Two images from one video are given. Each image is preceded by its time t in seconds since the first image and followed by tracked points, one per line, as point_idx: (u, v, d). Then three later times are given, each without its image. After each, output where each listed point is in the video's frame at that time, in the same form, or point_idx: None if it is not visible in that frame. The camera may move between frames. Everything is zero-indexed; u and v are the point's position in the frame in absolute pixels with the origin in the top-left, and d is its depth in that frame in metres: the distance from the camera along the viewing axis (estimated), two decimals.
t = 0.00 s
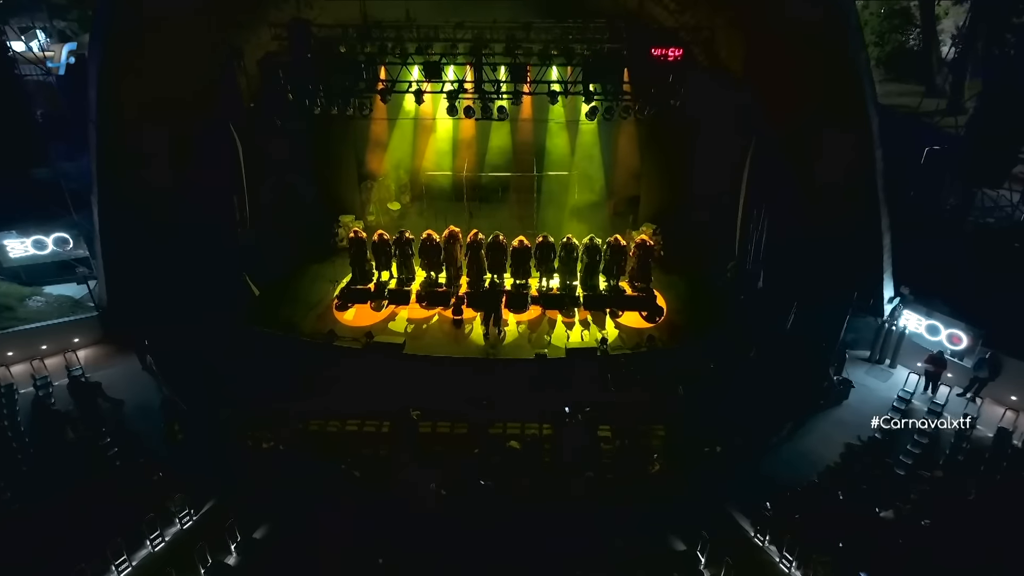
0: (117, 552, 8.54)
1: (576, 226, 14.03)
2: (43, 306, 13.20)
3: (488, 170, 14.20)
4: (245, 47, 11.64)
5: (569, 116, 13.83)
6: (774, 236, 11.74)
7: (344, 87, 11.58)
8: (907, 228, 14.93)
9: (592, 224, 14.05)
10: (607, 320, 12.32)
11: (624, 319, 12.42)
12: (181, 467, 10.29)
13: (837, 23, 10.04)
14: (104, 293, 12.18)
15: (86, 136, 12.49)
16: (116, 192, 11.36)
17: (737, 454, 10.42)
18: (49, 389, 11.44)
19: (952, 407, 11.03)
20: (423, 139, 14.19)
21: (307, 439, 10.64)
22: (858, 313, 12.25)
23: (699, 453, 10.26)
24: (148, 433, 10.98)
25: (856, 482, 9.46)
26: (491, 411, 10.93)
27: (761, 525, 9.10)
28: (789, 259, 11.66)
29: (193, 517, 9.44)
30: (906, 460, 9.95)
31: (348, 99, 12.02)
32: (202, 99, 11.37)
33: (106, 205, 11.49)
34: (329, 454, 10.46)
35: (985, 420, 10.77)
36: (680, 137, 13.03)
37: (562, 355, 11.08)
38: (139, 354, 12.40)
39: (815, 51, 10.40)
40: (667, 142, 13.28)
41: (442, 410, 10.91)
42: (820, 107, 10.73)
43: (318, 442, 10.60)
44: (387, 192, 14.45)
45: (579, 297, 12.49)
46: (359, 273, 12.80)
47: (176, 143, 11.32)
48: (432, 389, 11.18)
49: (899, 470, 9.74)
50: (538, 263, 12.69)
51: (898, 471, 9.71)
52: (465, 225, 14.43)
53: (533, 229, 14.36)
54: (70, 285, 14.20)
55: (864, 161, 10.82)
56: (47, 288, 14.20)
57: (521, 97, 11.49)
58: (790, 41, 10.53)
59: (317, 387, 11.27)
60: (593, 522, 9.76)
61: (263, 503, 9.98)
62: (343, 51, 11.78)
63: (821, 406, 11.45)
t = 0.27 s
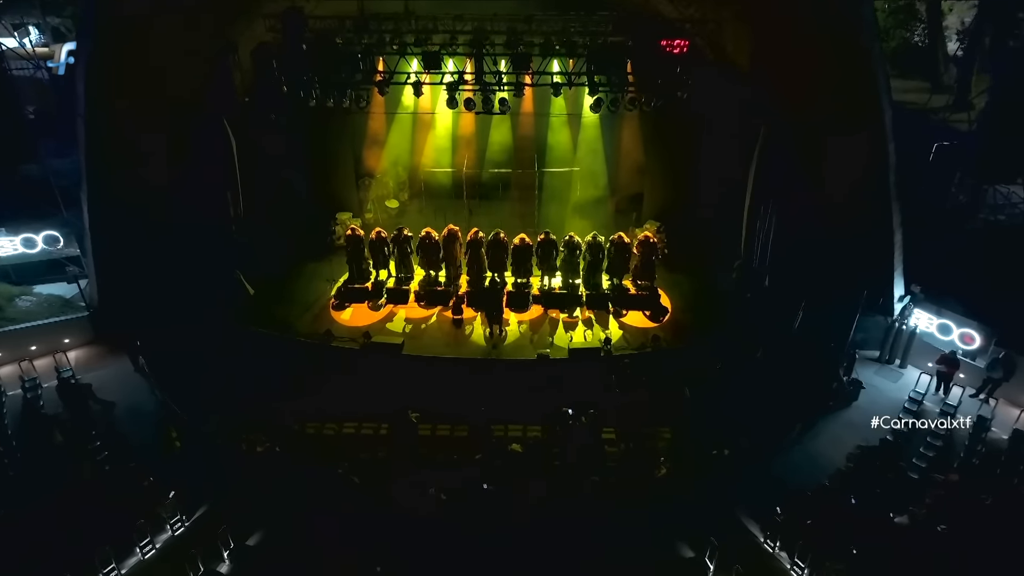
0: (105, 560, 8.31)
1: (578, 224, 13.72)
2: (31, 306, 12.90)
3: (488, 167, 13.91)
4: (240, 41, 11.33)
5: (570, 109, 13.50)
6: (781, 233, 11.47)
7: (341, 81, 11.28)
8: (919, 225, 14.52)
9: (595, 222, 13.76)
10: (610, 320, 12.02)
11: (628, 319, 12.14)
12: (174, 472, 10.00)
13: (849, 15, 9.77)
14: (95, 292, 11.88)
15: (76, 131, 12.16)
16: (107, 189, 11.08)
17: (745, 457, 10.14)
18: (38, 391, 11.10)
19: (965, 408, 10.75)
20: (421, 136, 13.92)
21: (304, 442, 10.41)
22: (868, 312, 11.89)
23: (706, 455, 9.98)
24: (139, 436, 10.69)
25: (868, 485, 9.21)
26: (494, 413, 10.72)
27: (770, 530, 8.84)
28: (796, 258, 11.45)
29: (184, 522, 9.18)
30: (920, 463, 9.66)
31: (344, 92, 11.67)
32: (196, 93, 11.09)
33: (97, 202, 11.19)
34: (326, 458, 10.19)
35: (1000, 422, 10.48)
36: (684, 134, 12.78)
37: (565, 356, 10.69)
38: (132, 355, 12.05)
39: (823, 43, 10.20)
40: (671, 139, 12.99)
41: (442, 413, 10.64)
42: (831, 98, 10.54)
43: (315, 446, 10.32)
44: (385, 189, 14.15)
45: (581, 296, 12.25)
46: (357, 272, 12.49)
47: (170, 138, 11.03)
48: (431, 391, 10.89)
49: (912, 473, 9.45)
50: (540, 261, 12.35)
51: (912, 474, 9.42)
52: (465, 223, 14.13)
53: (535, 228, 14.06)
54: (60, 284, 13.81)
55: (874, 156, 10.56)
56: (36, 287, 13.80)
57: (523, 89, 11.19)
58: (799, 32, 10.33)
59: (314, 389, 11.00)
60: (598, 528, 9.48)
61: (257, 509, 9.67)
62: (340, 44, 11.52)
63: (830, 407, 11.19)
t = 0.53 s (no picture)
0: (90, 569, 7.96)
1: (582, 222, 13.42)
2: (19, 304, 12.61)
3: (488, 161, 13.58)
4: (233, 32, 10.95)
5: (572, 100, 13.19)
6: (791, 230, 11.17)
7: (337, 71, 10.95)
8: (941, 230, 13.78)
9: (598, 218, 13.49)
10: (614, 319, 11.67)
11: (632, 318, 11.80)
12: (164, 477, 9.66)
13: None
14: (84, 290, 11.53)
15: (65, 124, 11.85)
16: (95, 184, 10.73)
17: (755, 459, 9.83)
18: (24, 393, 10.76)
19: (981, 409, 10.44)
20: (420, 131, 13.61)
21: (299, 445, 10.06)
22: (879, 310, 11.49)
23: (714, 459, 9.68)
24: (129, 440, 10.34)
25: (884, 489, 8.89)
26: (494, 415, 10.31)
27: (782, 535, 8.53)
28: (810, 255, 10.96)
29: (173, 529, 8.85)
30: (936, 466, 9.34)
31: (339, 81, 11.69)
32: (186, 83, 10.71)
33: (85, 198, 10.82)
34: (321, 461, 9.87)
35: (1017, 423, 10.23)
36: (689, 129, 12.57)
37: (569, 355, 10.34)
38: (121, 355, 11.68)
39: (838, 32, 9.71)
40: (676, 132, 12.73)
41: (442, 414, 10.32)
42: (842, 96, 10.04)
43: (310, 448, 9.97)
44: (383, 185, 13.80)
45: (585, 294, 11.90)
46: (352, 270, 12.09)
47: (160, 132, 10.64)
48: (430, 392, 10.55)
49: (929, 477, 9.10)
50: (542, 259, 12.02)
51: (928, 477, 9.11)
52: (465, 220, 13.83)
53: (537, 224, 13.76)
54: (49, 283, 13.48)
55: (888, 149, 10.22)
56: (24, 284, 13.51)
57: (525, 76, 10.87)
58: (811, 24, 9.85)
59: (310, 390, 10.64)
60: (603, 533, 9.19)
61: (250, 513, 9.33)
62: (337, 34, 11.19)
63: (841, 408, 10.82)
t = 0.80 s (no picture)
0: None
1: (584, 217, 13.13)
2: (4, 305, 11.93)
3: (488, 155, 13.34)
4: (225, 20, 10.60)
5: (573, 90, 12.90)
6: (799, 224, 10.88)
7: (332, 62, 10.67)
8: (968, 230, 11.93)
9: (601, 213, 13.18)
10: (618, 316, 11.37)
11: (636, 316, 11.51)
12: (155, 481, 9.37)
13: None
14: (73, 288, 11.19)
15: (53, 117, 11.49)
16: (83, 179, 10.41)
17: (765, 459, 9.53)
18: (9, 394, 10.35)
19: (997, 408, 10.11)
20: (418, 124, 13.29)
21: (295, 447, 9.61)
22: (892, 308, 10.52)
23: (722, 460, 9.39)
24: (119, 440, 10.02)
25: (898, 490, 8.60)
26: (494, 415, 9.91)
27: (794, 538, 8.30)
28: (819, 252, 10.68)
29: (161, 534, 8.65)
30: (953, 467, 9.04)
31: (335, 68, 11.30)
32: (177, 74, 10.42)
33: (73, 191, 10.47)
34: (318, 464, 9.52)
35: None
36: (693, 121, 12.29)
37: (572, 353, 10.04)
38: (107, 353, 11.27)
39: (846, 24, 9.50)
40: (680, 126, 12.51)
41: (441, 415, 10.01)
42: (855, 88, 9.69)
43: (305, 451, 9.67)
44: (380, 180, 13.50)
45: (587, 291, 11.56)
46: (348, 266, 11.73)
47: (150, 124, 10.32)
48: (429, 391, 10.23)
49: (947, 480, 8.72)
50: (543, 255, 11.69)
51: (946, 479, 8.76)
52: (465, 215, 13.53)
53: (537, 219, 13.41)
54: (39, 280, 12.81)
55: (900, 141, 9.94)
56: (13, 281, 12.79)
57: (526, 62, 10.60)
58: (820, 12, 9.72)
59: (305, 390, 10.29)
60: (608, 537, 8.92)
61: (245, 518, 9.12)
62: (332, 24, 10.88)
63: (851, 407, 10.18)
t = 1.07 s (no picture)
0: None
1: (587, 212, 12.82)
2: None
3: (487, 150, 12.97)
4: (218, 10, 10.32)
5: (575, 81, 12.64)
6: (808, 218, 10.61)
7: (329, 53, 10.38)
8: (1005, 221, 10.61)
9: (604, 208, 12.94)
10: (622, 313, 11.03)
11: (641, 312, 11.20)
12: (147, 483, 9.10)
13: None
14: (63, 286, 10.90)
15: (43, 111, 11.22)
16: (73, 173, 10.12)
17: (773, 461, 9.31)
18: None
19: (1011, 408, 9.45)
20: (416, 117, 12.99)
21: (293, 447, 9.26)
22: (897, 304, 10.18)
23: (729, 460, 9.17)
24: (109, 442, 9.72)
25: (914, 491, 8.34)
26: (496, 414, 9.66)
27: (805, 541, 8.22)
28: (827, 243, 10.37)
29: (151, 537, 8.46)
30: (966, 467, 8.98)
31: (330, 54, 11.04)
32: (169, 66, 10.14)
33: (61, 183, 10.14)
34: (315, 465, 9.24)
35: None
36: (698, 114, 12.03)
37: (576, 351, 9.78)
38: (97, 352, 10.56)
39: (858, 11, 9.24)
40: (685, 119, 12.24)
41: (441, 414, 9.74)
42: (867, 77, 9.43)
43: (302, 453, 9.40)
44: (378, 175, 13.22)
45: (590, 288, 11.32)
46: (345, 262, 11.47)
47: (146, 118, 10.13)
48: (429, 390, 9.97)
49: (964, 479, 8.48)
50: (545, 250, 11.37)
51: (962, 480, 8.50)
52: (465, 211, 13.25)
53: (538, 215, 13.17)
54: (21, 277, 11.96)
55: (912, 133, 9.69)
56: None
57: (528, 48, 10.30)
58: None
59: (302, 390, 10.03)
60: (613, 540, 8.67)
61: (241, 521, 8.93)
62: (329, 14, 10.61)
63: (861, 406, 9.70)
